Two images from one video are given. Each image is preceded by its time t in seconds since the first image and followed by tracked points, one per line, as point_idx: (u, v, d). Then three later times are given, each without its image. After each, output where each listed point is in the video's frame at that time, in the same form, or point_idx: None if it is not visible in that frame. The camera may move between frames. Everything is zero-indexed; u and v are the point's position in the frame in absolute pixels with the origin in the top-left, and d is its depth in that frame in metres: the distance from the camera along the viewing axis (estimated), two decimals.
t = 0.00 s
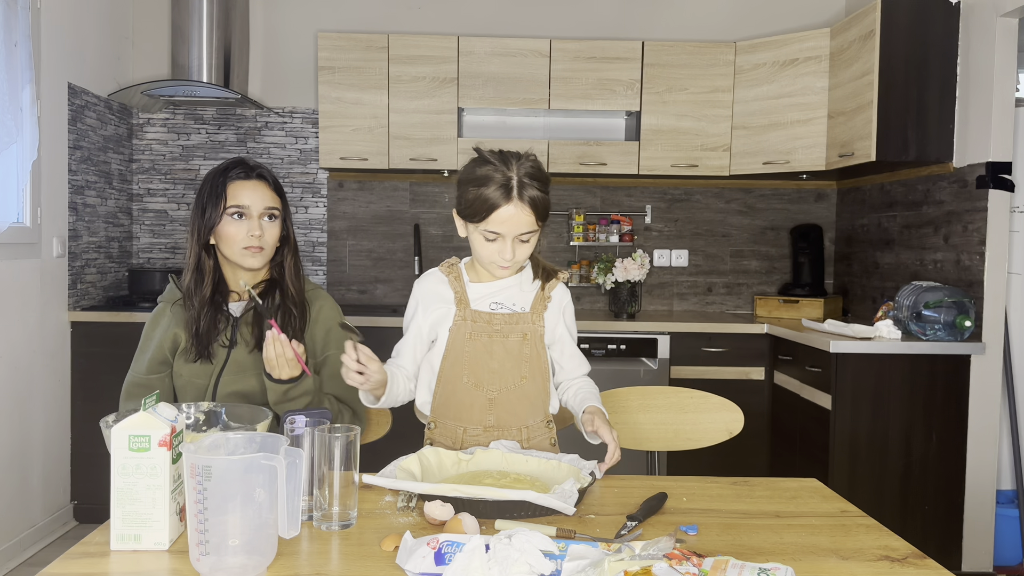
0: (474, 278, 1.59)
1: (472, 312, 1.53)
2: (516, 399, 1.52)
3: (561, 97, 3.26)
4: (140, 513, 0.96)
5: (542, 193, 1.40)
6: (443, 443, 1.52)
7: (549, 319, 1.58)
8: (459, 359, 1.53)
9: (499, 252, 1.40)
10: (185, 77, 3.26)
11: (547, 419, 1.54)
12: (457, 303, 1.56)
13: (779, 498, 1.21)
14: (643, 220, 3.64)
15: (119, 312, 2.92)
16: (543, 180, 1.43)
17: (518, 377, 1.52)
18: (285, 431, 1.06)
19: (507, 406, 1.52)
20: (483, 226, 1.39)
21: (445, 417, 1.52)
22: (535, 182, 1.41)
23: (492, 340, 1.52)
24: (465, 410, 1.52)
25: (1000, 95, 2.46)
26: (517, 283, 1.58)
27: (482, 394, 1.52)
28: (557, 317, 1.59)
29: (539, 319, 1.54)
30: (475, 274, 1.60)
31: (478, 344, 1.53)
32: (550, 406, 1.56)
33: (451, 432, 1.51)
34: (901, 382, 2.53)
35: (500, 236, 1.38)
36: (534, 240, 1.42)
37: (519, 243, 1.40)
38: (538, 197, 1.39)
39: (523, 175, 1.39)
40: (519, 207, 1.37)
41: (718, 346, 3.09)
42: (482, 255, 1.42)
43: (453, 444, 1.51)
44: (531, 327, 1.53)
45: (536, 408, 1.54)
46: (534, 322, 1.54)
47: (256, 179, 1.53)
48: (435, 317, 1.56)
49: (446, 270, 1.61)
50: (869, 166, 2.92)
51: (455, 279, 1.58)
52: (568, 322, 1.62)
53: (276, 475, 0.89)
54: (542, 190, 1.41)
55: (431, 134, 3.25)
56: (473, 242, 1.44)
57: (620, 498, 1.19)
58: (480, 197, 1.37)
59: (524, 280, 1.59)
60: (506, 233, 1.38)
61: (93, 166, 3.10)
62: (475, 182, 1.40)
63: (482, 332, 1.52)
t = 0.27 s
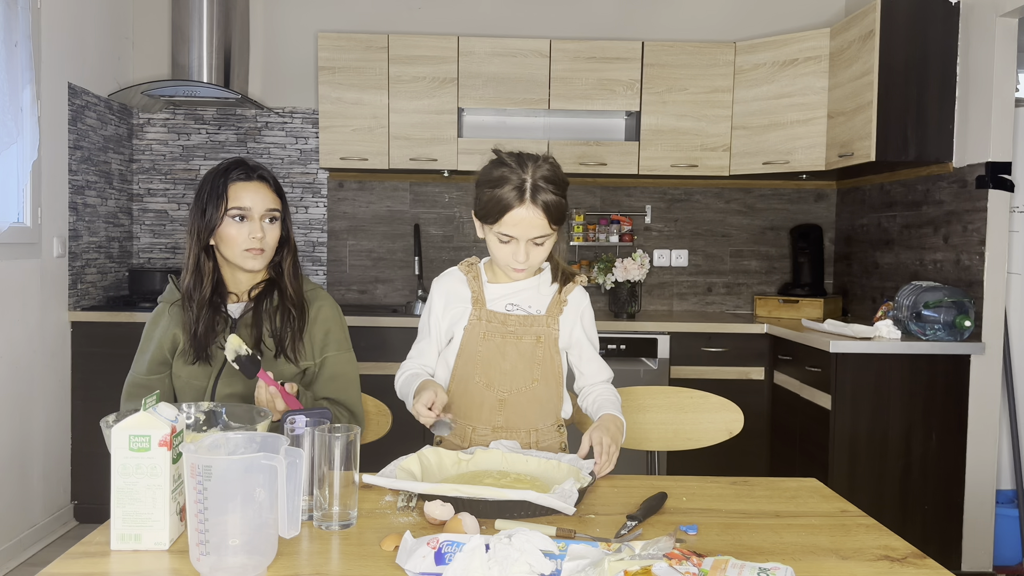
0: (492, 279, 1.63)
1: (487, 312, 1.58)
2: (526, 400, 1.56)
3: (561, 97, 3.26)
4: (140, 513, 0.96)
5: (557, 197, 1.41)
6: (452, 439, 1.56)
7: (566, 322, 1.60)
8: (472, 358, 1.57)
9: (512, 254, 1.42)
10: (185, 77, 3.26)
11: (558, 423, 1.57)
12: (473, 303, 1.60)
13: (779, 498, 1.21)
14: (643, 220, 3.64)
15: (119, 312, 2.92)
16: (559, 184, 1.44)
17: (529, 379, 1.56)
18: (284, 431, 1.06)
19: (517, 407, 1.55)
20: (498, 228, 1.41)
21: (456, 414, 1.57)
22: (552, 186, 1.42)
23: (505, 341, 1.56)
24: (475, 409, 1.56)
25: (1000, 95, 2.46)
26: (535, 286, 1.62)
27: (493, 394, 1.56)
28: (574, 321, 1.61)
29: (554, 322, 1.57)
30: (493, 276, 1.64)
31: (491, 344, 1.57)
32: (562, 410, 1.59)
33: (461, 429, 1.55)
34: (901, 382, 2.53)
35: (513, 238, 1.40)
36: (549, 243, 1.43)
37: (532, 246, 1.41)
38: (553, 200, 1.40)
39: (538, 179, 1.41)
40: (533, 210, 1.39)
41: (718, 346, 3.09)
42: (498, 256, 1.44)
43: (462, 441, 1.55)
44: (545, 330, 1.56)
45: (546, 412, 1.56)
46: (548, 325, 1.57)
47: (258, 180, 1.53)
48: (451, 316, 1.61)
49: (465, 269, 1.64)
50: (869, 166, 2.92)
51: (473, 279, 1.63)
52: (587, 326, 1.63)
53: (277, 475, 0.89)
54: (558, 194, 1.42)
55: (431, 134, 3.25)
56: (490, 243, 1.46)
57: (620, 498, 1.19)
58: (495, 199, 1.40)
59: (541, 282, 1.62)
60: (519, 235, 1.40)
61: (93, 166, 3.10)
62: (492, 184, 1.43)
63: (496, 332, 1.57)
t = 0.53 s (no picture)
0: (502, 281, 1.65)
1: (497, 314, 1.59)
2: (535, 402, 1.55)
3: (562, 97, 3.26)
4: (140, 513, 0.96)
5: (564, 202, 1.41)
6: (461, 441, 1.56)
7: (576, 325, 1.60)
8: (480, 358, 1.58)
9: (519, 257, 1.41)
10: (185, 77, 3.26)
11: (567, 426, 1.56)
12: (484, 304, 1.61)
13: (779, 498, 1.21)
14: (643, 220, 3.64)
15: (119, 312, 2.92)
16: (566, 188, 1.45)
17: (539, 381, 1.56)
18: (284, 431, 1.06)
19: (525, 409, 1.55)
20: (504, 232, 1.41)
21: (464, 415, 1.57)
22: (559, 190, 1.43)
23: (515, 342, 1.57)
24: (483, 410, 1.56)
25: (1000, 95, 2.46)
26: (546, 289, 1.64)
27: (501, 395, 1.56)
28: (584, 323, 1.61)
29: (563, 325, 1.57)
30: (504, 278, 1.67)
31: (501, 344, 1.58)
32: (571, 413, 1.58)
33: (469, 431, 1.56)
34: (901, 382, 2.53)
35: (520, 241, 1.40)
36: (556, 247, 1.43)
37: (540, 249, 1.41)
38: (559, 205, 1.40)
39: (544, 183, 1.41)
40: (540, 213, 1.39)
41: (718, 346, 3.09)
42: (505, 259, 1.44)
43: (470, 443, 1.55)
44: (555, 332, 1.56)
45: (556, 414, 1.56)
46: (558, 328, 1.56)
47: (256, 179, 1.53)
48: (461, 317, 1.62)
49: (475, 270, 1.66)
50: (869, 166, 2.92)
51: (483, 280, 1.65)
52: (598, 331, 1.62)
53: (277, 475, 0.90)
54: (564, 198, 1.42)
55: (432, 134, 3.26)
56: (497, 248, 1.46)
57: (621, 498, 1.19)
58: (501, 202, 1.40)
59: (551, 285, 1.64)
60: (526, 239, 1.39)
61: (92, 166, 3.10)
62: (500, 187, 1.44)
63: (506, 333, 1.57)
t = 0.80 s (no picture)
0: (508, 283, 1.65)
1: (503, 315, 1.60)
2: (540, 404, 1.55)
3: (562, 97, 3.26)
4: (140, 513, 0.96)
5: (567, 211, 1.41)
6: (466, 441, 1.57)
7: (581, 327, 1.60)
8: (486, 359, 1.58)
9: (524, 267, 1.43)
10: (185, 77, 3.26)
11: (573, 428, 1.55)
12: (490, 305, 1.62)
13: (779, 498, 1.21)
14: (643, 220, 3.64)
15: (119, 312, 2.92)
16: (569, 197, 1.44)
17: (544, 382, 1.56)
18: (284, 431, 1.06)
19: (530, 410, 1.55)
20: (508, 242, 1.42)
21: (470, 416, 1.57)
22: (563, 200, 1.42)
23: (520, 343, 1.57)
24: (488, 411, 1.56)
25: (1000, 95, 2.46)
26: (554, 291, 1.64)
27: (507, 397, 1.56)
28: (591, 325, 1.61)
29: (570, 326, 1.57)
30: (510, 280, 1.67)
31: (507, 346, 1.58)
32: (578, 415, 1.56)
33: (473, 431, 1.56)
34: (901, 381, 2.53)
35: (523, 252, 1.41)
36: (561, 256, 1.43)
37: (544, 258, 1.41)
38: (562, 215, 1.39)
39: (547, 193, 1.41)
40: (543, 224, 1.39)
41: (718, 346, 3.09)
42: (510, 268, 1.45)
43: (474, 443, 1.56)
44: (561, 333, 1.56)
45: (561, 416, 1.55)
46: (564, 329, 1.57)
47: (257, 179, 1.53)
48: (466, 319, 1.63)
49: (482, 271, 1.67)
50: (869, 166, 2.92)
51: (490, 281, 1.65)
52: (604, 334, 1.62)
53: (277, 475, 0.90)
54: (568, 208, 1.42)
55: (432, 134, 3.26)
56: (502, 256, 1.47)
57: (621, 498, 1.20)
58: (503, 214, 1.40)
59: (557, 287, 1.64)
60: (529, 249, 1.40)
61: (92, 166, 3.10)
62: (503, 198, 1.44)
63: (511, 334, 1.58)
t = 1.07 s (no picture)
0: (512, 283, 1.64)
1: (506, 315, 1.59)
2: (544, 403, 1.55)
3: (562, 97, 3.26)
4: (140, 513, 0.96)
5: (566, 217, 1.41)
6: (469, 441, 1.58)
7: (584, 327, 1.60)
8: (489, 359, 1.58)
9: (523, 273, 1.42)
10: (185, 77, 3.26)
11: (575, 428, 1.56)
12: (494, 305, 1.61)
13: (779, 498, 1.21)
14: (643, 220, 3.64)
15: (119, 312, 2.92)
16: (569, 204, 1.45)
17: (548, 381, 1.56)
18: (284, 431, 1.06)
19: (534, 409, 1.55)
20: (506, 247, 1.42)
21: (473, 416, 1.57)
22: (561, 206, 1.42)
23: (524, 343, 1.57)
24: (492, 411, 1.56)
25: (999, 95, 2.46)
26: (558, 291, 1.63)
27: (510, 396, 1.56)
28: (593, 326, 1.60)
29: (573, 327, 1.57)
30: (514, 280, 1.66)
31: (510, 345, 1.58)
32: (580, 416, 1.56)
33: (477, 431, 1.57)
34: (901, 381, 2.53)
35: (521, 258, 1.40)
36: (559, 262, 1.43)
37: (542, 264, 1.41)
38: (561, 221, 1.39)
39: (546, 200, 1.41)
40: (541, 230, 1.38)
41: (718, 346, 3.09)
42: (509, 274, 1.45)
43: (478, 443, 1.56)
44: (565, 333, 1.56)
45: (564, 416, 1.55)
46: (567, 329, 1.57)
47: (258, 180, 1.53)
48: (469, 319, 1.62)
49: (485, 271, 1.66)
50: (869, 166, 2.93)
51: (493, 281, 1.65)
52: (607, 334, 1.62)
53: (277, 475, 0.90)
54: (566, 214, 1.42)
55: (432, 135, 3.26)
56: (502, 262, 1.47)
57: (620, 498, 1.20)
58: (502, 220, 1.40)
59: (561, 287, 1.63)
60: (527, 255, 1.40)
61: (93, 166, 3.10)
62: (503, 203, 1.44)
63: (514, 334, 1.58)
